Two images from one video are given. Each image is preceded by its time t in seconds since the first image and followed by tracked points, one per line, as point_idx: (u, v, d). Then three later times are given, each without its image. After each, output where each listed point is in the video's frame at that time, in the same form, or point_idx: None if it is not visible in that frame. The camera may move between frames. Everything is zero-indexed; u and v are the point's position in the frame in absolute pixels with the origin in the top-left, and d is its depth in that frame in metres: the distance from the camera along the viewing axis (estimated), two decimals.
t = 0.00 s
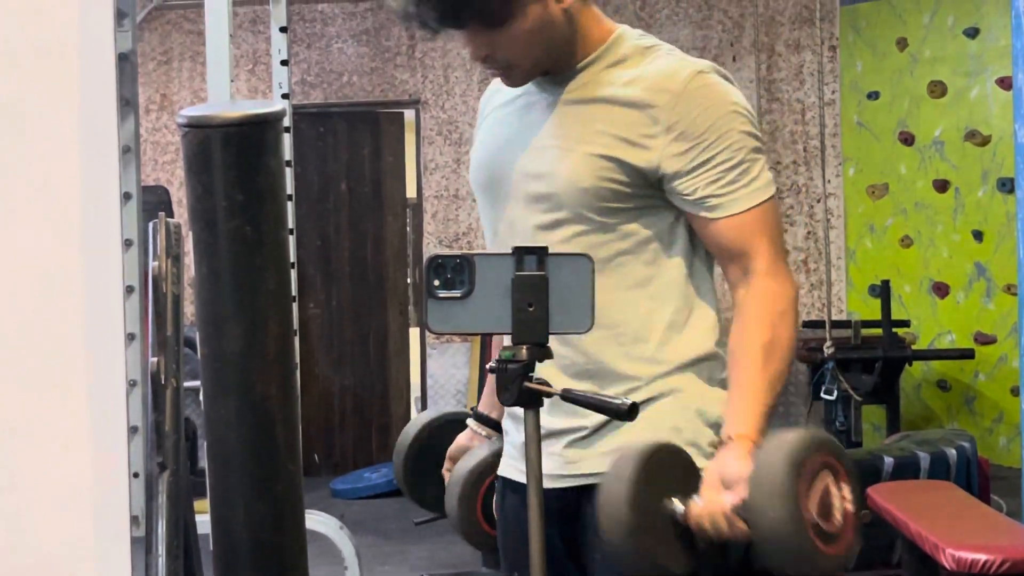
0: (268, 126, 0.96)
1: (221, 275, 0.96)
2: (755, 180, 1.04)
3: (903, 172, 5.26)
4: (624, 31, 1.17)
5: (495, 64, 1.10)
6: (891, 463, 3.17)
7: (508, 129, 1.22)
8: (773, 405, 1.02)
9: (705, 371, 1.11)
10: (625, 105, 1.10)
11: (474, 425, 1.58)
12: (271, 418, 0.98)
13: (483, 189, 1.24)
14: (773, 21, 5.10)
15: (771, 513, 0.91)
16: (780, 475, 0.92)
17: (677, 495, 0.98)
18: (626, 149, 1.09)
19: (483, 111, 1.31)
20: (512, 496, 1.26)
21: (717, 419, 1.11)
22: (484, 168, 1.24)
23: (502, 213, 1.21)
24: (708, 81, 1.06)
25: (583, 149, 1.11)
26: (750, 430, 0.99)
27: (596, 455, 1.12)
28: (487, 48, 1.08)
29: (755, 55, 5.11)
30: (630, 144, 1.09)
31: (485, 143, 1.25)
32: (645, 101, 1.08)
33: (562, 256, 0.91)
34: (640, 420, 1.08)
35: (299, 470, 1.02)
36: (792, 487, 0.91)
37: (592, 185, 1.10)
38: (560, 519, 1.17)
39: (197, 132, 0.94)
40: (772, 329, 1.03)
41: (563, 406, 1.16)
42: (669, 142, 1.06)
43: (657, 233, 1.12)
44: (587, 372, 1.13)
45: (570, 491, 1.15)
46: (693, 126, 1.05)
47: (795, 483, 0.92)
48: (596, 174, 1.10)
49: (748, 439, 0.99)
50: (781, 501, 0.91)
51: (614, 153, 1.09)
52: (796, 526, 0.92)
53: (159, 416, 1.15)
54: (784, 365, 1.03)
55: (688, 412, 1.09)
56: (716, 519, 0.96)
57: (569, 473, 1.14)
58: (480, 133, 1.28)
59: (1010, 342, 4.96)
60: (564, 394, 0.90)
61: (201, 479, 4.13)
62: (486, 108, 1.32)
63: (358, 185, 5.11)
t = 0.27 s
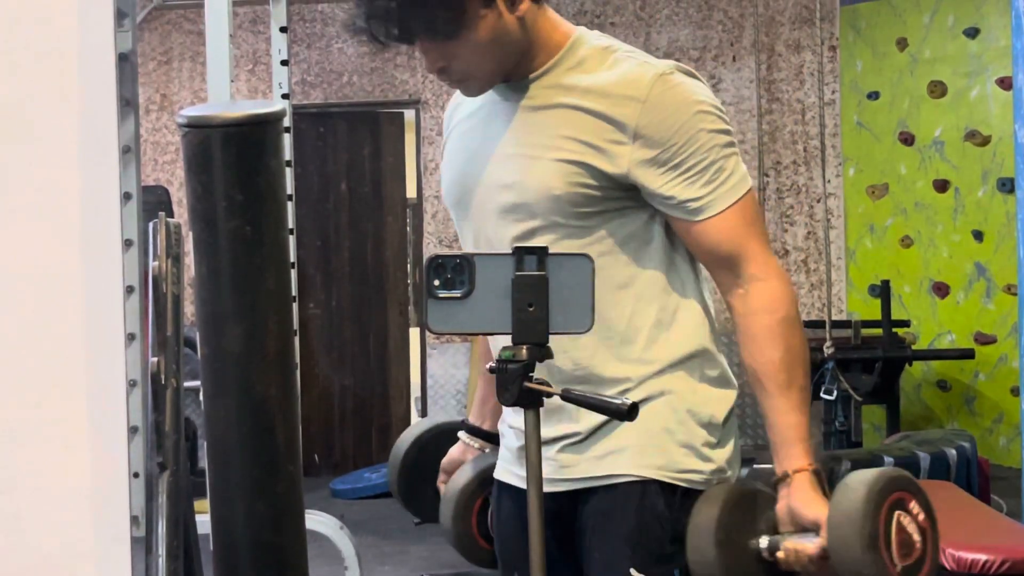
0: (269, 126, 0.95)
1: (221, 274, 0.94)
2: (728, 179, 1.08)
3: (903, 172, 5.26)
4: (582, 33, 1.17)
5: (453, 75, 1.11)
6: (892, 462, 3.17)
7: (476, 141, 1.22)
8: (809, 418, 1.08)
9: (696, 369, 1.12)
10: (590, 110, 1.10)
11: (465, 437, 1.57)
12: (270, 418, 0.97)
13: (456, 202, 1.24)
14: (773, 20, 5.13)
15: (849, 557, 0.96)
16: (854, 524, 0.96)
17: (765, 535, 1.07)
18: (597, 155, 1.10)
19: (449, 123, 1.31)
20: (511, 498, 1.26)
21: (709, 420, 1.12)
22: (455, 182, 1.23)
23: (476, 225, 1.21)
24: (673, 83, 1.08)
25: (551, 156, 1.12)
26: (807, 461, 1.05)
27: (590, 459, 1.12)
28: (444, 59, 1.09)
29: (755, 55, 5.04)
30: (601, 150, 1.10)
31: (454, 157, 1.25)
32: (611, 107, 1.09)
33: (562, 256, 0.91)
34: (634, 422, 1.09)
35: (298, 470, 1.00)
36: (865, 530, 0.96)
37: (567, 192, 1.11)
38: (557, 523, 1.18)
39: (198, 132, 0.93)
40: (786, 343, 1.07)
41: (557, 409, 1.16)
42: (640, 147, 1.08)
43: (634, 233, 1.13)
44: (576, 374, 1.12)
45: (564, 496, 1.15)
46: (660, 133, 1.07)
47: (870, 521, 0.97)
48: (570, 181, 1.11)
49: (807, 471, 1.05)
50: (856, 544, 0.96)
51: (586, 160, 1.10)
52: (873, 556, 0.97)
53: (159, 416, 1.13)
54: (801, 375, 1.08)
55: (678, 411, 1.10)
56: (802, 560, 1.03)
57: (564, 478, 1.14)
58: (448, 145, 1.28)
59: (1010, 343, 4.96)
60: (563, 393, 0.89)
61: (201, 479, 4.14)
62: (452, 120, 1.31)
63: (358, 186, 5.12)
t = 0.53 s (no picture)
0: (269, 126, 0.95)
1: (221, 274, 0.94)
2: (749, 177, 1.07)
3: (903, 172, 5.26)
4: (615, 29, 1.18)
5: (483, 54, 1.10)
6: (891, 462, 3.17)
7: (501, 128, 1.22)
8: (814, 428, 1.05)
9: (710, 367, 1.12)
10: (617, 98, 1.11)
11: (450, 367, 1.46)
12: (269, 420, 0.96)
13: (477, 189, 1.23)
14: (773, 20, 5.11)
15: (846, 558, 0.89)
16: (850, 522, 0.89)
17: (758, 540, 1.02)
18: (619, 141, 1.10)
19: (473, 116, 1.31)
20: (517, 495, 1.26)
21: (722, 419, 1.11)
22: (479, 168, 1.23)
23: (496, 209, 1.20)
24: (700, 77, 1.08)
25: (575, 140, 1.12)
26: (807, 466, 1.02)
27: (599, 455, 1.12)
28: (478, 39, 1.09)
29: (755, 55, 5.10)
30: (625, 136, 1.10)
31: (478, 143, 1.24)
32: (639, 95, 1.09)
33: (563, 256, 0.90)
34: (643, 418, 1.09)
35: (300, 470, 1.00)
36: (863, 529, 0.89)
37: (586, 175, 1.11)
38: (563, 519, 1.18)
39: (198, 132, 0.93)
40: (792, 348, 1.05)
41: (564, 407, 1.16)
42: (663, 136, 1.08)
43: (651, 223, 1.12)
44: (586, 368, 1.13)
45: (574, 491, 1.15)
46: (685, 124, 1.07)
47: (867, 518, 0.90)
48: (590, 164, 1.11)
49: (806, 476, 1.01)
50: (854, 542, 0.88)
51: (609, 144, 1.10)
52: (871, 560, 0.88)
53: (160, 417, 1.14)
54: (808, 380, 1.05)
55: (688, 408, 1.10)
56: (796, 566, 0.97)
57: (574, 472, 1.14)
58: (472, 135, 1.28)
59: (1010, 343, 4.97)
60: (563, 394, 0.89)
61: (201, 479, 4.14)
62: (476, 114, 1.32)
63: (358, 186, 5.12)
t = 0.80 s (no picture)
0: (269, 126, 0.94)
1: (221, 274, 0.94)
2: (784, 175, 1.07)
3: (904, 172, 5.26)
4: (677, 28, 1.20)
5: (547, 26, 1.14)
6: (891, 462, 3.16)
7: (554, 99, 1.23)
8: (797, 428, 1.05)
9: (719, 367, 1.11)
10: (673, 77, 1.12)
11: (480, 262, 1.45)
12: (269, 420, 0.96)
13: (518, 154, 1.25)
14: (773, 20, 5.09)
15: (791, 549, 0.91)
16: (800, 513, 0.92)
17: (720, 527, 1.03)
18: (666, 117, 1.11)
19: (528, 91, 1.32)
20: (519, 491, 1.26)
21: (726, 420, 1.11)
22: (525, 134, 1.24)
23: (536, 172, 1.21)
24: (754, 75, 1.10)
25: (624, 111, 1.13)
26: (781, 460, 1.02)
27: (601, 451, 1.12)
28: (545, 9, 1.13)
29: (755, 54, 5.08)
30: (673, 114, 1.11)
31: (531, 113, 1.26)
32: (695, 78, 1.10)
33: (562, 255, 0.90)
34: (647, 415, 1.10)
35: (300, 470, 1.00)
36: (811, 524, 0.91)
37: (628, 143, 1.12)
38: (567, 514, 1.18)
39: (197, 132, 0.93)
40: (789, 346, 1.05)
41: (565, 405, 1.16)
42: (709, 118, 1.09)
43: (683, 204, 1.13)
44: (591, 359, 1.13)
45: (578, 486, 1.15)
46: (733, 111, 1.08)
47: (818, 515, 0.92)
48: (635, 135, 1.12)
49: (778, 469, 1.01)
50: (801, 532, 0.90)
51: (657, 118, 1.11)
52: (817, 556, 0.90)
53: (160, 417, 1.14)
54: (802, 382, 1.05)
55: (694, 406, 1.10)
56: (750, 553, 0.99)
57: (577, 460, 1.14)
58: (525, 105, 1.30)
59: (1010, 343, 4.97)
60: (564, 394, 0.89)
61: (201, 479, 4.14)
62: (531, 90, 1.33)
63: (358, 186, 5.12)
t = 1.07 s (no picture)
0: (268, 126, 0.94)
1: (222, 275, 0.94)
2: (791, 180, 1.09)
3: (904, 172, 5.26)
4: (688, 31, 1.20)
5: (558, 29, 1.14)
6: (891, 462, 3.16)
7: (562, 93, 1.23)
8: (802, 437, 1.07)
9: (714, 365, 1.11)
10: (685, 77, 1.12)
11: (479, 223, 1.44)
12: (269, 420, 0.96)
13: (522, 146, 1.24)
14: (773, 20, 5.07)
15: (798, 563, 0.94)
16: (806, 529, 0.95)
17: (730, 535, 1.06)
18: (675, 116, 1.11)
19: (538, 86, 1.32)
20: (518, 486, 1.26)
21: (724, 416, 1.10)
22: (531, 125, 1.24)
23: (540, 161, 1.20)
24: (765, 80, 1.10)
25: (634, 108, 1.13)
26: (787, 468, 1.05)
27: (602, 447, 1.12)
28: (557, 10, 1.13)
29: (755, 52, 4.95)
30: (684, 113, 1.11)
31: (537, 108, 1.25)
32: (708, 80, 1.10)
33: (562, 256, 0.90)
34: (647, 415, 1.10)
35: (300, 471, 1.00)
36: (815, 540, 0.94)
37: (636, 139, 1.12)
38: (564, 518, 1.17)
39: (197, 132, 0.92)
40: (792, 351, 1.07)
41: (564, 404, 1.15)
42: (719, 119, 1.09)
43: (688, 203, 1.13)
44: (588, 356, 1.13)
45: (574, 488, 1.15)
46: (743, 114, 1.09)
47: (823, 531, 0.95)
48: (644, 131, 1.12)
49: (784, 478, 1.04)
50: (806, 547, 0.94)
51: (667, 117, 1.11)
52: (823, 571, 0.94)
53: (160, 416, 1.13)
54: (804, 386, 1.08)
55: (694, 408, 1.10)
56: (759, 564, 1.02)
57: (571, 456, 1.14)
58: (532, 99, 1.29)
59: (1010, 343, 4.96)
60: (564, 394, 0.89)
61: (200, 479, 4.14)
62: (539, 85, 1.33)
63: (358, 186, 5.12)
